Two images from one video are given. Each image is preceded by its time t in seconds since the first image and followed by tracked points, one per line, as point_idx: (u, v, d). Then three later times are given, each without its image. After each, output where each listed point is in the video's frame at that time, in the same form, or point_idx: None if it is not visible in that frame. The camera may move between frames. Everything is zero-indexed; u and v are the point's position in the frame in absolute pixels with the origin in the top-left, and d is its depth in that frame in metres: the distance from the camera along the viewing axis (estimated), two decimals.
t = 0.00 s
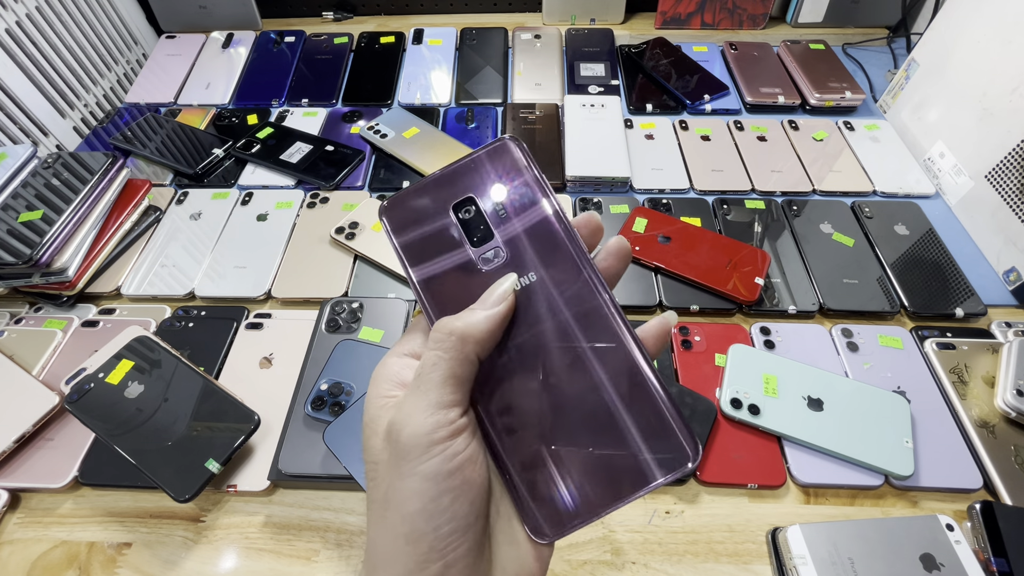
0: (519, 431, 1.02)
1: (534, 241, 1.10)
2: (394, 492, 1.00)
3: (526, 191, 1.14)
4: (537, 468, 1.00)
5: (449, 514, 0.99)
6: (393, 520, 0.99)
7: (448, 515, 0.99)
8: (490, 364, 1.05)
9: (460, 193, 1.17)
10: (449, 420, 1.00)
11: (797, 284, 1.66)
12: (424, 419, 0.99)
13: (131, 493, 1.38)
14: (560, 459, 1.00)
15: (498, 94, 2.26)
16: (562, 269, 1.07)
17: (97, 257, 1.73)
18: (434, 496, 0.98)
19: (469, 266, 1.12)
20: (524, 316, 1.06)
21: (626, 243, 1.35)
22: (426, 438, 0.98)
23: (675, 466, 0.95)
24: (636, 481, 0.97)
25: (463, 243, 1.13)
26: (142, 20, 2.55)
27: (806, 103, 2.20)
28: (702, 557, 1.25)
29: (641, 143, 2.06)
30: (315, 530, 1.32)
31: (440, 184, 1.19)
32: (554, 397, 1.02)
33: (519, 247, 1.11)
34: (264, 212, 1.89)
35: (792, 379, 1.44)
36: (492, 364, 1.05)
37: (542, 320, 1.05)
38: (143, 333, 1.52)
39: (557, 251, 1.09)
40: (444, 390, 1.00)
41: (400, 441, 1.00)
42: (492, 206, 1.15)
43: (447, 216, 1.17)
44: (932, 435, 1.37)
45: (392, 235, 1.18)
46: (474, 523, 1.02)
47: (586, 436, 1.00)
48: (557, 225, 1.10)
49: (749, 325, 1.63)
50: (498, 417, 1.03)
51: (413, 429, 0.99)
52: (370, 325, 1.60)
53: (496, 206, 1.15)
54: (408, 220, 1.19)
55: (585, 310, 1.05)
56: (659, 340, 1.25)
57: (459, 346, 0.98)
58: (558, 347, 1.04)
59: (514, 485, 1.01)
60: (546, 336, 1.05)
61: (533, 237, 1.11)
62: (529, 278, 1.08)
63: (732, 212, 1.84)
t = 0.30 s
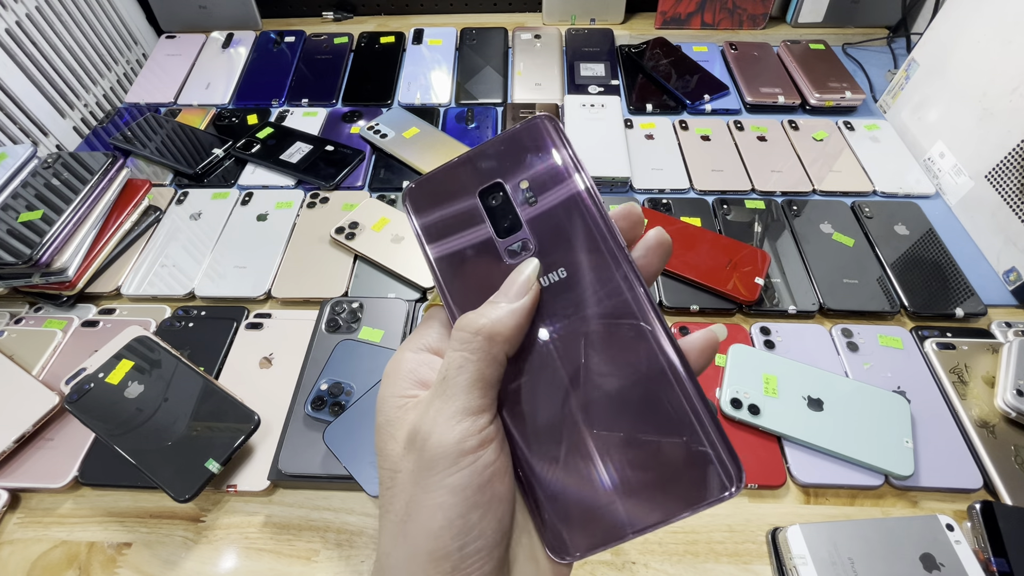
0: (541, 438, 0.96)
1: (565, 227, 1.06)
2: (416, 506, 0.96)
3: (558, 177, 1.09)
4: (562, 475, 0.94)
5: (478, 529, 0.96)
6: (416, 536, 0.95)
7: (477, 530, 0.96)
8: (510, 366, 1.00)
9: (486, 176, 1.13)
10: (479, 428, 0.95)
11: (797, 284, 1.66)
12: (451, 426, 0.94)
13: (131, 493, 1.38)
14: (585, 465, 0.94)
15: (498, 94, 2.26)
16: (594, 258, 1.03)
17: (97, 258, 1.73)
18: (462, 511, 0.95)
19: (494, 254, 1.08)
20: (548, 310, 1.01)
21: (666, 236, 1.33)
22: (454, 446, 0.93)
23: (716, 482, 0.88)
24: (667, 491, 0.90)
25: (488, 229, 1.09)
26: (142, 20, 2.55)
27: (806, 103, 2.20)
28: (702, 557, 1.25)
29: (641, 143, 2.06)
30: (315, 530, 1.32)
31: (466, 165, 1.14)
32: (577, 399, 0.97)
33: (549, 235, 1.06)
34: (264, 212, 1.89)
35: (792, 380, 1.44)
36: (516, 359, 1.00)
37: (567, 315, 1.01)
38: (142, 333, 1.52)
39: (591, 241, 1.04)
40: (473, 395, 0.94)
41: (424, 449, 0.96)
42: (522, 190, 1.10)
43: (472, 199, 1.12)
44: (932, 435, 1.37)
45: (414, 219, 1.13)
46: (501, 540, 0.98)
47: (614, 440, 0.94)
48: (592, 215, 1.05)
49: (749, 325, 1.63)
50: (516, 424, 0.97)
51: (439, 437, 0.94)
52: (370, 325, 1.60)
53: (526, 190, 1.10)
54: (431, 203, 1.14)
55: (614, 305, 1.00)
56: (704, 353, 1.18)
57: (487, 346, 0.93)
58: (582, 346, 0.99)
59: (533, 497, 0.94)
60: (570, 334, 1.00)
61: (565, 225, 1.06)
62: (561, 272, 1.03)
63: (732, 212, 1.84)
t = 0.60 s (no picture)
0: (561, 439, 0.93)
1: (585, 213, 1.04)
2: (413, 526, 0.90)
3: (579, 162, 1.07)
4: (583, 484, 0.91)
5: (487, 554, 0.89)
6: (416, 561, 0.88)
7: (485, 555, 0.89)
8: (530, 366, 0.98)
9: (499, 157, 1.11)
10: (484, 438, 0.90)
11: (797, 284, 1.66)
12: (452, 437, 0.89)
13: (131, 493, 1.38)
14: (608, 474, 0.90)
15: (498, 94, 2.26)
16: (613, 245, 1.00)
17: (97, 257, 1.72)
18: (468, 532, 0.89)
19: (505, 238, 1.06)
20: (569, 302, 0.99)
21: (700, 221, 1.31)
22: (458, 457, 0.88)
23: (758, 506, 0.82)
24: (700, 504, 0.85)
25: (500, 212, 1.08)
26: (142, 20, 2.55)
27: (806, 103, 2.20)
28: (703, 557, 1.25)
29: (641, 143, 2.06)
30: (315, 530, 1.32)
31: (478, 144, 1.13)
32: (599, 399, 0.94)
33: (565, 222, 1.04)
34: (264, 212, 1.89)
35: (792, 380, 1.44)
36: (532, 354, 0.98)
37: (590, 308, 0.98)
38: (142, 333, 1.52)
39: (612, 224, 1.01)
40: (476, 401, 0.90)
41: (423, 463, 0.91)
42: (538, 172, 1.09)
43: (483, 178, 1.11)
44: (932, 435, 1.37)
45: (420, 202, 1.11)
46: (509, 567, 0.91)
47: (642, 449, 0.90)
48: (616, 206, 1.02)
49: (749, 325, 1.63)
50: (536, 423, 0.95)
51: (439, 448, 0.90)
52: (370, 325, 1.60)
53: (543, 172, 1.09)
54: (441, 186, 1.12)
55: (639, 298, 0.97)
56: (744, 358, 1.12)
57: (494, 343, 0.90)
58: (606, 341, 0.97)
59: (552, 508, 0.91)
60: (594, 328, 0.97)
61: (587, 214, 1.04)
62: (581, 261, 1.01)
63: (732, 212, 1.84)
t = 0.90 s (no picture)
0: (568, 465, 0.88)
1: (596, 222, 1.01)
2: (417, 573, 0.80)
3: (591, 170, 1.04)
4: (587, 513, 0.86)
5: None
6: None
7: None
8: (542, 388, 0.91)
9: (507, 159, 1.07)
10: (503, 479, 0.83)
11: (797, 284, 1.66)
12: (468, 479, 0.81)
13: (131, 493, 1.38)
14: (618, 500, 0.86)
15: (497, 94, 2.26)
16: (635, 263, 0.97)
17: (97, 257, 1.73)
18: None
19: (510, 246, 1.02)
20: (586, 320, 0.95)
21: (716, 239, 1.25)
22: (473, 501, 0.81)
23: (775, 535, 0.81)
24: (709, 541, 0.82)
25: (507, 217, 1.03)
26: (142, 20, 2.55)
27: (806, 104, 2.20)
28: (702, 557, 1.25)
29: (641, 143, 2.06)
30: (315, 530, 1.32)
31: (484, 145, 1.08)
32: (612, 426, 0.89)
33: (574, 232, 1.01)
34: (264, 212, 1.89)
35: (792, 380, 1.44)
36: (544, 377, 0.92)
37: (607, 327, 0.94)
38: (143, 333, 1.52)
39: (627, 234, 0.99)
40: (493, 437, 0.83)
41: (433, 508, 0.82)
42: (547, 177, 1.05)
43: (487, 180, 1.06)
44: (931, 435, 1.37)
45: (419, 206, 1.05)
46: None
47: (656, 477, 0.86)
48: (629, 217, 1.00)
49: (748, 325, 1.63)
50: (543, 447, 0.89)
51: (453, 490, 0.82)
52: (370, 325, 1.60)
53: (552, 177, 1.05)
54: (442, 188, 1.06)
55: (661, 319, 0.93)
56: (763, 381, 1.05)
57: (515, 369, 0.84)
58: (624, 364, 0.92)
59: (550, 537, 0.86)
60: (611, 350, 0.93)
61: (597, 225, 1.01)
62: (593, 274, 0.98)
63: (732, 212, 1.84)
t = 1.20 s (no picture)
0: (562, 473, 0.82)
1: (605, 211, 0.99)
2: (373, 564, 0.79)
3: (599, 159, 1.03)
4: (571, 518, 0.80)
5: None
6: None
7: None
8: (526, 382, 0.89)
9: (515, 150, 1.08)
10: (461, 476, 0.81)
11: (797, 284, 1.66)
12: (422, 470, 0.82)
13: (131, 493, 1.38)
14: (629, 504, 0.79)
15: (498, 94, 2.26)
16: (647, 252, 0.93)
17: (97, 257, 1.73)
18: None
19: (511, 236, 1.02)
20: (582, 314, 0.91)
21: (741, 230, 1.26)
22: (428, 493, 0.81)
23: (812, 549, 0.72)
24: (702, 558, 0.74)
25: (510, 206, 1.04)
26: (142, 20, 2.55)
27: (806, 103, 2.20)
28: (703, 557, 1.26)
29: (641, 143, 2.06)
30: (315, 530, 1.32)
31: (493, 138, 1.10)
32: (616, 421, 0.83)
33: (581, 221, 0.99)
34: (264, 212, 1.89)
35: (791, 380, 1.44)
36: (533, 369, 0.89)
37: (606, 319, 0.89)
38: (143, 333, 1.52)
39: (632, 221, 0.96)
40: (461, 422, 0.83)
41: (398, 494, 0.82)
42: (554, 167, 1.05)
43: (492, 172, 1.07)
44: (931, 435, 1.37)
45: (426, 197, 1.08)
46: None
47: (672, 481, 0.78)
48: (639, 205, 0.97)
49: (749, 325, 1.63)
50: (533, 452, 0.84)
51: (405, 481, 0.82)
52: (370, 325, 1.60)
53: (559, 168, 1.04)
54: (449, 179, 1.09)
55: (666, 312, 0.88)
56: (797, 390, 1.00)
57: (491, 355, 0.84)
58: (622, 359, 0.86)
59: (532, 555, 0.78)
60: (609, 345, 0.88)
61: (604, 214, 0.99)
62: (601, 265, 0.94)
63: (732, 212, 1.84)
